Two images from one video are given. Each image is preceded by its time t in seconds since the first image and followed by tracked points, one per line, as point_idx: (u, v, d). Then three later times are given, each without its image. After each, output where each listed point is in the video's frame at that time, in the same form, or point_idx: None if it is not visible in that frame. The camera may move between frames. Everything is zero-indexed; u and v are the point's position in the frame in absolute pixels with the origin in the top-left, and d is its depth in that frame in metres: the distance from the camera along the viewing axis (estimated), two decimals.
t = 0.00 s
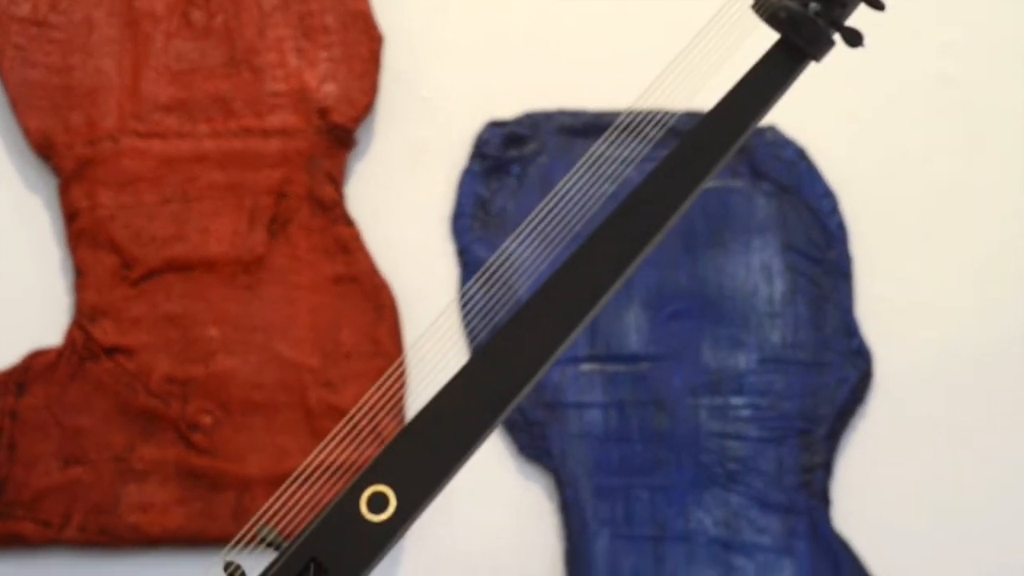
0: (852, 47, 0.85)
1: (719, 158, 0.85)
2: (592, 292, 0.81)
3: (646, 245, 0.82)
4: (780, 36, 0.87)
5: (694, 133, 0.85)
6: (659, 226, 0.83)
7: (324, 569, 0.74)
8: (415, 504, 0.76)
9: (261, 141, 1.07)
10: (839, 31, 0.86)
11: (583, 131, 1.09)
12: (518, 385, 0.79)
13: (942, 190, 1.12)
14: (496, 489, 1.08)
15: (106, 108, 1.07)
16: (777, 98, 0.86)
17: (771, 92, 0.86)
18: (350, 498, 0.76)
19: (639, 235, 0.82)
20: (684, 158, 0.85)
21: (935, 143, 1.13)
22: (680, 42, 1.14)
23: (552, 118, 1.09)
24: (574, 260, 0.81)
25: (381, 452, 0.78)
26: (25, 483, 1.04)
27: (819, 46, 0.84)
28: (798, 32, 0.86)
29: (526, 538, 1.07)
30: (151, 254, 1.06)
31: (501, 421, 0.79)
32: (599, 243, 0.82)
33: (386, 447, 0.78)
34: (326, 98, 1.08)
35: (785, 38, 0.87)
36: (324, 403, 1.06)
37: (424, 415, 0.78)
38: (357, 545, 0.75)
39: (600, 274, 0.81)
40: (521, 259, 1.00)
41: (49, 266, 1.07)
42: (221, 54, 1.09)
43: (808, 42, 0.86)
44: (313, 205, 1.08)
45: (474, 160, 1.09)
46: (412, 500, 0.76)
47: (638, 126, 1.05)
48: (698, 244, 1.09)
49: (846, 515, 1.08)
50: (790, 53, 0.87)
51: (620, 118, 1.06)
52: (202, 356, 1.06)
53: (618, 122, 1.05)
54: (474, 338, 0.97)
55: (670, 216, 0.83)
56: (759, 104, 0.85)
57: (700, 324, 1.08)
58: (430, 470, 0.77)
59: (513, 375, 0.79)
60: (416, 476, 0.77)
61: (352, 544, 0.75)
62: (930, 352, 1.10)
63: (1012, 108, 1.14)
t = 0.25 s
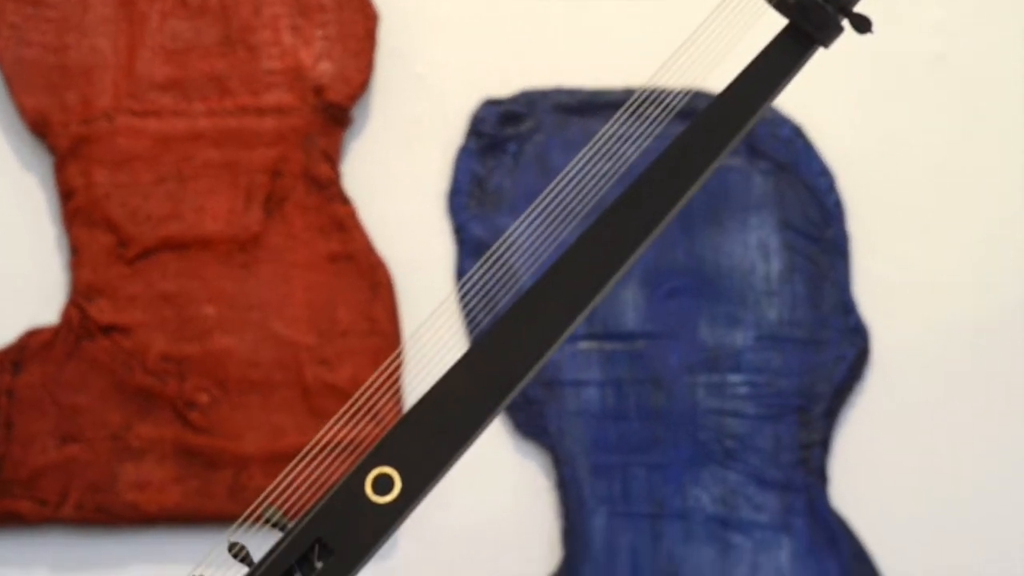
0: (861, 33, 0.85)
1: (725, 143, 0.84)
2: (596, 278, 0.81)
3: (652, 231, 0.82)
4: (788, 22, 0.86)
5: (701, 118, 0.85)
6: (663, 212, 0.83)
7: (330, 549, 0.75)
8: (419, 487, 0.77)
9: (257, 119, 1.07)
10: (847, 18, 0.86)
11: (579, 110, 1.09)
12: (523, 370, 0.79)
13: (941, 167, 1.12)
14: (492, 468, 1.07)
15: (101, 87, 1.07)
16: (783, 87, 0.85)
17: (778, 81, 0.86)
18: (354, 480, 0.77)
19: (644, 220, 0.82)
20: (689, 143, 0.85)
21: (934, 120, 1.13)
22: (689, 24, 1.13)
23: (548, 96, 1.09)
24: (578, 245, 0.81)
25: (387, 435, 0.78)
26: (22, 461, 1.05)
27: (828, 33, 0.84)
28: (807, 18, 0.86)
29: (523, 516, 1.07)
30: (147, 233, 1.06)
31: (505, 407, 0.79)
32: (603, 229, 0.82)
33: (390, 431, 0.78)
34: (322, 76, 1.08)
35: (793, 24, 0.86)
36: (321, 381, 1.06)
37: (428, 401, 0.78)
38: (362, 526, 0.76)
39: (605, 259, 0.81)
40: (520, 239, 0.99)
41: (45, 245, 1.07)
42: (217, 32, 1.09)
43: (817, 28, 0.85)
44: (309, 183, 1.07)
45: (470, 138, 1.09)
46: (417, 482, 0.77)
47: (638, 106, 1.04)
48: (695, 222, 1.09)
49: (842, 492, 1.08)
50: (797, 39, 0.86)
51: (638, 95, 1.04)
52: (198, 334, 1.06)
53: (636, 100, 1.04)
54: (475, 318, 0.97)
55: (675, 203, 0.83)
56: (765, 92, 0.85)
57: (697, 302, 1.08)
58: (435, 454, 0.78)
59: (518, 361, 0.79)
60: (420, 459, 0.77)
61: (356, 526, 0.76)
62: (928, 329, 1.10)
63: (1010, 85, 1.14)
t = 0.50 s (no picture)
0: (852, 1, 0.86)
1: (719, 112, 0.85)
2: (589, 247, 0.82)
3: (646, 198, 0.83)
4: None
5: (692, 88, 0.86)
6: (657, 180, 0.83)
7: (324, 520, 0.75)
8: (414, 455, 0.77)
9: (257, 96, 1.07)
10: None
11: (580, 87, 1.09)
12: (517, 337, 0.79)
13: (942, 145, 1.12)
14: (492, 445, 1.07)
15: (101, 64, 1.07)
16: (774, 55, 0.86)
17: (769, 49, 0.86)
18: (348, 449, 0.77)
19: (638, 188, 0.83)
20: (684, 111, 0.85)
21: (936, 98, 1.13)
22: None
23: (549, 73, 1.09)
24: (572, 214, 0.82)
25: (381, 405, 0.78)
26: (22, 439, 1.05)
27: None
28: None
29: (524, 494, 1.07)
30: (147, 210, 1.06)
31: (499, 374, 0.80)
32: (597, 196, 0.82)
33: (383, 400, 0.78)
34: (322, 53, 1.07)
35: None
36: (321, 358, 1.06)
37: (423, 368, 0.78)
38: (356, 495, 0.76)
39: (600, 227, 0.82)
40: (517, 212, 0.99)
41: (45, 222, 1.07)
42: (216, 8, 1.08)
43: None
44: (309, 160, 1.07)
45: (470, 115, 1.09)
46: (412, 451, 0.77)
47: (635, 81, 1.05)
48: (696, 199, 1.09)
49: (843, 469, 1.08)
50: (791, 7, 0.87)
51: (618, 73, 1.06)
52: (198, 312, 1.06)
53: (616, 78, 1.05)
54: (471, 292, 0.97)
55: (669, 171, 0.83)
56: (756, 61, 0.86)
57: (698, 279, 1.08)
58: (429, 422, 0.78)
59: (512, 328, 0.79)
60: (414, 427, 0.77)
61: (351, 495, 0.76)
62: (929, 307, 1.10)
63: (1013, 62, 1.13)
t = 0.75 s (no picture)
0: None
1: (714, 90, 0.86)
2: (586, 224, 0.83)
3: (641, 175, 0.84)
4: None
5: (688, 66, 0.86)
6: (654, 158, 0.84)
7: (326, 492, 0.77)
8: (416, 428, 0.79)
9: (262, 72, 1.07)
10: None
11: (585, 63, 1.09)
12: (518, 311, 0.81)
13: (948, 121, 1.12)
14: (495, 420, 1.07)
15: (106, 39, 1.07)
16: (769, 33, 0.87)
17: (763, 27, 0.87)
18: (350, 423, 0.79)
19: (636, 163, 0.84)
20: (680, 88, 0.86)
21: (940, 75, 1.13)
22: None
23: (554, 49, 1.09)
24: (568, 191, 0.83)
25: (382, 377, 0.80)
26: (27, 415, 1.05)
27: None
28: None
29: (529, 470, 1.07)
30: (152, 186, 1.05)
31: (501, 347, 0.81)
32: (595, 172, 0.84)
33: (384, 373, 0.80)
34: (328, 28, 1.07)
35: None
36: (326, 334, 1.05)
37: (425, 342, 0.80)
38: (358, 468, 0.78)
39: (598, 201, 0.83)
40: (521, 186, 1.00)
41: (50, 197, 1.07)
42: None
43: None
44: (314, 136, 1.07)
45: (476, 91, 1.09)
46: (413, 424, 0.79)
47: (636, 56, 1.05)
48: (701, 175, 1.08)
49: (848, 445, 1.08)
50: None
51: (617, 49, 1.06)
52: (204, 288, 1.06)
53: (615, 53, 1.06)
54: (475, 267, 0.98)
55: (664, 149, 0.84)
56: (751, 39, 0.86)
57: (703, 255, 1.08)
58: (432, 394, 0.80)
59: (513, 302, 0.81)
60: (415, 401, 0.79)
61: (353, 468, 0.78)
62: (935, 283, 1.10)
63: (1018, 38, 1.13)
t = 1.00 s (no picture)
0: None
1: (723, 61, 0.84)
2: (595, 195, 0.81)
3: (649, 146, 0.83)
4: None
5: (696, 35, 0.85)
6: (663, 128, 0.83)
7: (335, 465, 0.77)
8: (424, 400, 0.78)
9: (270, 47, 1.07)
10: None
11: (593, 37, 1.09)
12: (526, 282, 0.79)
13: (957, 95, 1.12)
14: (503, 394, 1.08)
15: (114, 14, 1.06)
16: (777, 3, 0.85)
17: None
18: (358, 396, 0.78)
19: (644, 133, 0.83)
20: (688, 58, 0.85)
21: (949, 48, 1.12)
22: None
23: (562, 23, 1.09)
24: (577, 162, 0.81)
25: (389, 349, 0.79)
26: (37, 389, 1.05)
27: None
28: None
29: (539, 445, 1.07)
30: (160, 161, 1.05)
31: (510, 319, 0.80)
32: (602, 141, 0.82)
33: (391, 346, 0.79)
34: (336, 3, 1.07)
35: None
36: (335, 308, 1.05)
37: (432, 314, 0.79)
38: (367, 441, 0.77)
39: (606, 171, 0.82)
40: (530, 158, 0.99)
41: (58, 173, 1.07)
42: None
43: None
44: (323, 111, 1.07)
45: (484, 66, 1.09)
46: (422, 396, 0.78)
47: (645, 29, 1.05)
48: (710, 149, 1.08)
49: (858, 419, 1.08)
50: None
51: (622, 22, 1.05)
52: (213, 262, 1.06)
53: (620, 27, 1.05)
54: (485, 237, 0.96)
55: (673, 120, 0.83)
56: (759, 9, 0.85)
57: (712, 229, 1.07)
58: (440, 367, 0.78)
59: (521, 274, 0.80)
60: (424, 373, 0.78)
61: (361, 441, 0.77)
62: (944, 257, 1.10)
63: None
